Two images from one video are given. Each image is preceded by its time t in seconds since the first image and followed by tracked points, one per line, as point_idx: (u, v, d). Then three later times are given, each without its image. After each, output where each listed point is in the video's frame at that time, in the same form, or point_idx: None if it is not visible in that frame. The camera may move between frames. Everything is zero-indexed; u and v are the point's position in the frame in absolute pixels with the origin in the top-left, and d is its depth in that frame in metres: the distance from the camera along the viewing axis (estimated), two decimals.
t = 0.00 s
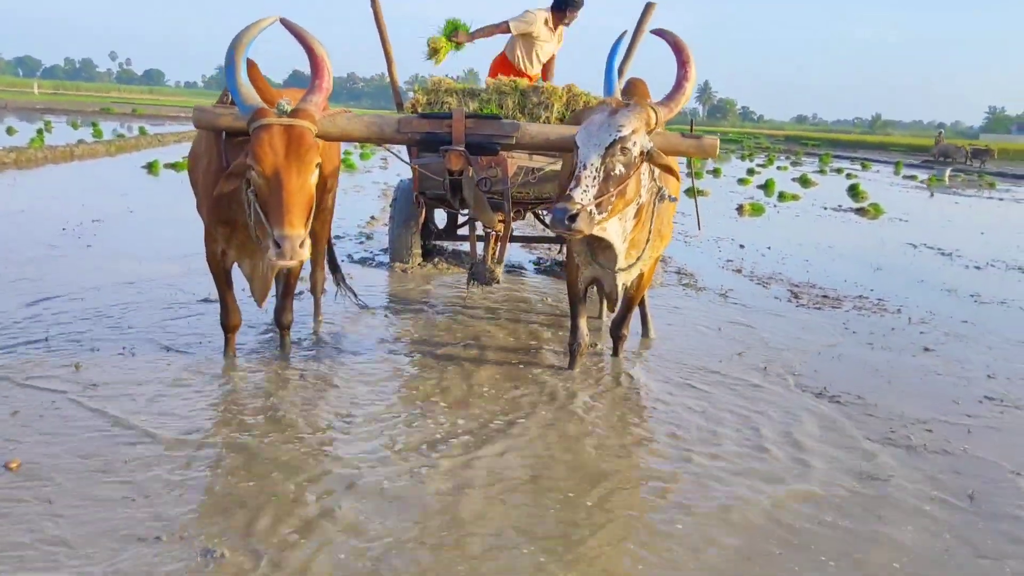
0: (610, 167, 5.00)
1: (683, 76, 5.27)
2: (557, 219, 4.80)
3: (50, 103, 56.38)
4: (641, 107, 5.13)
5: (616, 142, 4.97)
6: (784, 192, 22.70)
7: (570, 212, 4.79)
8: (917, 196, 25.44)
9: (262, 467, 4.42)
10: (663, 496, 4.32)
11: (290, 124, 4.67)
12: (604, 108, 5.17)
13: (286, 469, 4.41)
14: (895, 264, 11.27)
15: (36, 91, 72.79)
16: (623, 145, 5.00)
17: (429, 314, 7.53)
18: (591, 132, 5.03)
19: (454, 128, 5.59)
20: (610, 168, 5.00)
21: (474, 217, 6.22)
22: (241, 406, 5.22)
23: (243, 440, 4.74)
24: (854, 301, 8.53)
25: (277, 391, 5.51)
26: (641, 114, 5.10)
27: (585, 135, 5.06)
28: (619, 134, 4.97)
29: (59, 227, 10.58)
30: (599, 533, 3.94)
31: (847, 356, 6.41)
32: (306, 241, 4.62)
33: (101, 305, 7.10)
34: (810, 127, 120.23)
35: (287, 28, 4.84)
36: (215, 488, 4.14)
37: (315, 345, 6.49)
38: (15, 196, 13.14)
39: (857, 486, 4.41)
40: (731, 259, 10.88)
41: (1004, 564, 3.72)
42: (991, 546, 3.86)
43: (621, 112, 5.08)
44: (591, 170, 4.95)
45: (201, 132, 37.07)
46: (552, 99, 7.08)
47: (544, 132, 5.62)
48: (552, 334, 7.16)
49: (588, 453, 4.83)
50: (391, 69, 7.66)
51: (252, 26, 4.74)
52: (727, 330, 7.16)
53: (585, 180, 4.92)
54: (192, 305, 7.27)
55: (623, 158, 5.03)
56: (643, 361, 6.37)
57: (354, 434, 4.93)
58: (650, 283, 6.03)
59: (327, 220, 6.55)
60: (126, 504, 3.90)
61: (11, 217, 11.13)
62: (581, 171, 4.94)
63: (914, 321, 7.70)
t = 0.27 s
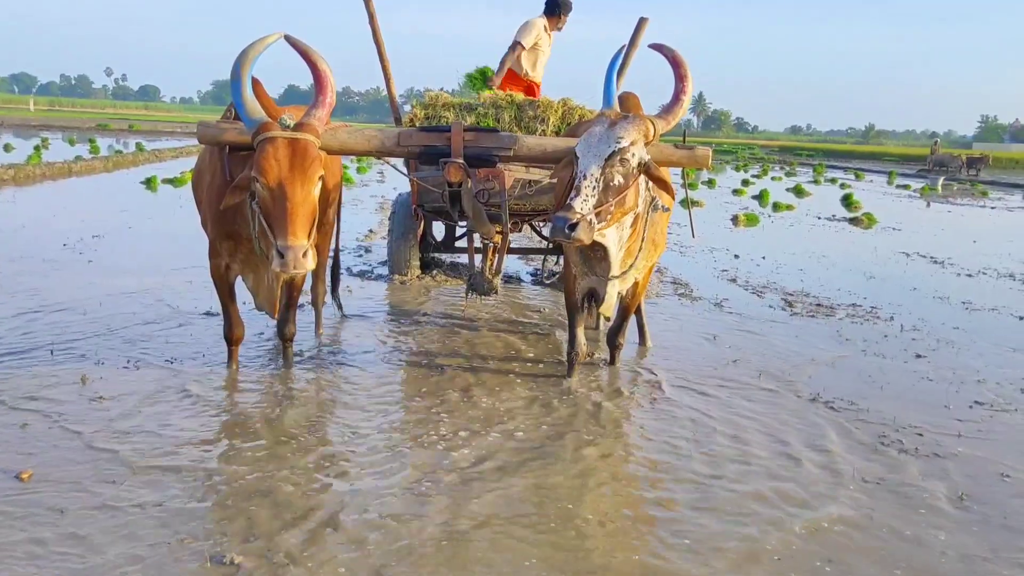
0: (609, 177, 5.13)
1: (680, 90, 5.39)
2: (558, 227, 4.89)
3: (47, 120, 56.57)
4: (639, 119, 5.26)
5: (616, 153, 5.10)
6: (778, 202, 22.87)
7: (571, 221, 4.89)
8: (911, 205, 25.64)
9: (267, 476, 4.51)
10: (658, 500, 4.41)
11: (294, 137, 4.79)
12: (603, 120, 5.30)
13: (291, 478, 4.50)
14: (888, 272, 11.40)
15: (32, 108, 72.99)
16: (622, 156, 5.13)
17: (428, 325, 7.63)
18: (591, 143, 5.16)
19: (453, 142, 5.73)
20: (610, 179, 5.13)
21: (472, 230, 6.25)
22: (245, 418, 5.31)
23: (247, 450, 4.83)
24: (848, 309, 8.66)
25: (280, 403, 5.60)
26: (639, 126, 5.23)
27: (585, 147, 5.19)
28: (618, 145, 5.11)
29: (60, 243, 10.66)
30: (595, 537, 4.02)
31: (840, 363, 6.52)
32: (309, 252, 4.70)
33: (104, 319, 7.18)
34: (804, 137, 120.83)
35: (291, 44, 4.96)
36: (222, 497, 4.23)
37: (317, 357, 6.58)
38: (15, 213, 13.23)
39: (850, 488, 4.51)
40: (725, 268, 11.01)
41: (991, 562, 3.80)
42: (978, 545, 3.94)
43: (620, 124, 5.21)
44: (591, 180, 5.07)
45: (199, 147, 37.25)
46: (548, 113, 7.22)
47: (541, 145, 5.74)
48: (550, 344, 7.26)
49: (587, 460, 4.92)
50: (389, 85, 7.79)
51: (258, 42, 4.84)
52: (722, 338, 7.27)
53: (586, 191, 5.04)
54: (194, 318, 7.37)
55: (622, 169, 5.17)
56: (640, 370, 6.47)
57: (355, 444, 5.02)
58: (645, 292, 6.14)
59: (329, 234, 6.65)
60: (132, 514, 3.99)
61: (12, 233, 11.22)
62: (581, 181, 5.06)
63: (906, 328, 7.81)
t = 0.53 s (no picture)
0: (601, 195, 5.26)
1: (670, 110, 5.53)
2: (552, 244, 5.01)
3: (41, 140, 56.71)
4: (629, 138, 5.40)
5: (607, 172, 5.23)
6: (769, 217, 23.09)
7: (564, 238, 5.02)
8: (901, 218, 25.89)
9: (268, 493, 4.59)
10: (650, 512, 4.48)
11: (294, 154, 4.91)
12: (594, 139, 5.43)
13: (291, 494, 4.58)
14: (877, 285, 11.55)
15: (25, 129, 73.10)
16: (613, 175, 5.26)
17: (424, 342, 7.73)
18: (582, 162, 5.29)
19: (446, 160, 5.85)
20: (602, 197, 5.25)
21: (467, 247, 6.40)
22: (245, 435, 5.39)
23: (246, 468, 4.90)
24: (837, 321, 8.79)
25: (279, 420, 5.68)
26: (629, 146, 5.36)
27: (577, 165, 5.32)
28: (609, 165, 5.23)
29: (58, 263, 10.75)
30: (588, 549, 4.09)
31: (829, 375, 6.62)
32: (309, 264, 4.81)
33: (104, 338, 7.26)
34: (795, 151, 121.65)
35: (291, 65, 5.08)
36: (224, 514, 4.31)
37: (315, 374, 6.67)
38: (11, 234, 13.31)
39: (840, 497, 4.61)
40: (717, 283, 11.14)
41: (975, 567, 3.88)
42: (963, 552, 4.02)
43: (611, 144, 5.34)
44: (582, 199, 5.20)
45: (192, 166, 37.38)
46: (540, 131, 7.36)
47: (534, 163, 5.87)
48: (544, 359, 7.36)
49: (581, 472, 5.02)
50: (383, 105, 7.93)
51: (258, 64, 4.97)
52: (714, 352, 7.38)
53: (578, 209, 5.17)
54: (193, 336, 7.45)
55: (614, 187, 5.30)
56: (634, 384, 6.58)
57: (353, 460, 5.09)
58: (636, 306, 6.25)
59: (327, 253, 6.76)
60: (133, 531, 4.06)
61: (9, 254, 11.30)
62: (574, 200, 5.18)
63: (894, 340, 7.93)
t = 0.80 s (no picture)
0: (592, 208, 5.37)
1: (659, 124, 5.66)
2: (545, 256, 5.10)
3: (34, 158, 56.69)
4: (619, 153, 5.52)
5: (598, 185, 5.34)
6: (760, 229, 23.27)
7: (557, 250, 5.11)
8: (891, 228, 26.10)
9: (269, 506, 4.67)
10: (641, 523, 4.56)
11: (295, 173, 5.01)
12: (585, 154, 5.56)
13: (291, 508, 4.66)
14: (867, 295, 11.69)
15: (17, 147, 73.08)
16: (604, 188, 5.38)
17: (421, 355, 7.82)
18: (574, 177, 5.40)
19: (441, 177, 5.95)
20: (593, 210, 5.36)
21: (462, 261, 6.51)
22: (245, 450, 5.47)
23: (244, 483, 4.98)
24: (827, 331, 8.91)
25: (278, 435, 5.76)
26: (619, 159, 5.48)
27: (569, 180, 5.43)
28: (599, 178, 5.35)
29: (55, 281, 10.81)
30: (579, 559, 4.17)
31: (819, 384, 6.73)
32: (314, 279, 4.92)
33: (103, 355, 7.33)
34: (787, 163, 122.38)
35: (287, 85, 5.18)
36: (225, 528, 4.39)
37: (313, 388, 6.75)
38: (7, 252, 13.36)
39: (829, 503, 4.72)
40: (709, 294, 11.27)
41: (957, 568, 3.96)
42: (946, 553, 4.10)
43: (601, 158, 5.46)
44: (575, 211, 5.31)
45: (187, 183, 37.51)
46: (533, 147, 7.48)
47: (526, 179, 5.96)
48: (539, 371, 7.45)
49: (576, 483, 5.12)
50: (378, 122, 8.05)
51: (255, 85, 5.06)
52: (706, 362, 7.49)
53: (570, 222, 5.27)
54: (191, 352, 7.53)
55: (605, 200, 5.41)
56: (628, 395, 6.68)
57: (350, 474, 5.17)
58: (629, 318, 6.35)
59: (324, 268, 6.86)
60: (133, 546, 4.13)
61: (6, 273, 11.36)
62: (566, 212, 5.29)
63: (884, 349, 8.05)
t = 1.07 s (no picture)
0: (586, 216, 5.45)
1: (651, 133, 5.72)
2: (540, 263, 5.20)
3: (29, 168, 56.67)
4: (613, 161, 5.59)
5: (592, 193, 5.41)
6: (755, 236, 23.38)
7: (552, 256, 5.19)
8: (885, 235, 26.23)
9: (267, 514, 4.72)
10: (636, 528, 4.61)
11: (292, 184, 5.06)
12: (579, 163, 5.63)
13: (289, 515, 4.71)
14: (860, 301, 11.78)
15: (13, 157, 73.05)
16: (598, 197, 5.46)
17: (418, 363, 7.88)
18: (568, 185, 5.48)
19: (436, 187, 6.01)
20: (587, 218, 5.43)
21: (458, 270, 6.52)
22: (243, 458, 5.52)
23: (242, 492, 5.02)
24: (821, 338, 8.99)
25: (277, 443, 5.81)
26: (612, 168, 5.56)
27: (563, 188, 5.50)
28: (593, 186, 5.42)
29: (53, 291, 10.85)
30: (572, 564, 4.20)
31: (812, 390, 6.78)
32: (315, 289, 4.98)
33: (102, 364, 7.38)
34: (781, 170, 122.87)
35: (282, 97, 5.24)
36: (224, 536, 4.44)
37: (311, 397, 6.80)
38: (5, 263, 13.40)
39: (820, 506, 4.78)
40: (704, 302, 11.35)
41: (947, 569, 4.01)
42: (936, 554, 4.15)
43: (595, 166, 5.54)
44: (569, 219, 5.38)
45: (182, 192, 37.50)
46: (527, 156, 7.56)
47: (520, 188, 6.00)
48: (535, 379, 7.50)
49: (571, 489, 5.17)
50: (374, 132, 8.13)
51: (250, 97, 5.12)
52: (700, 369, 7.56)
53: (564, 229, 5.34)
54: (190, 361, 7.58)
55: (598, 208, 5.49)
56: (623, 401, 6.74)
57: (347, 482, 5.22)
58: (623, 325, 6.41)
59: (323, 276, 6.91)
60: (134, 554, 4.18)
61: (5, 283, 11.40)
62: (560, 220, 5.36)
63: (876, 355, 8.11)
